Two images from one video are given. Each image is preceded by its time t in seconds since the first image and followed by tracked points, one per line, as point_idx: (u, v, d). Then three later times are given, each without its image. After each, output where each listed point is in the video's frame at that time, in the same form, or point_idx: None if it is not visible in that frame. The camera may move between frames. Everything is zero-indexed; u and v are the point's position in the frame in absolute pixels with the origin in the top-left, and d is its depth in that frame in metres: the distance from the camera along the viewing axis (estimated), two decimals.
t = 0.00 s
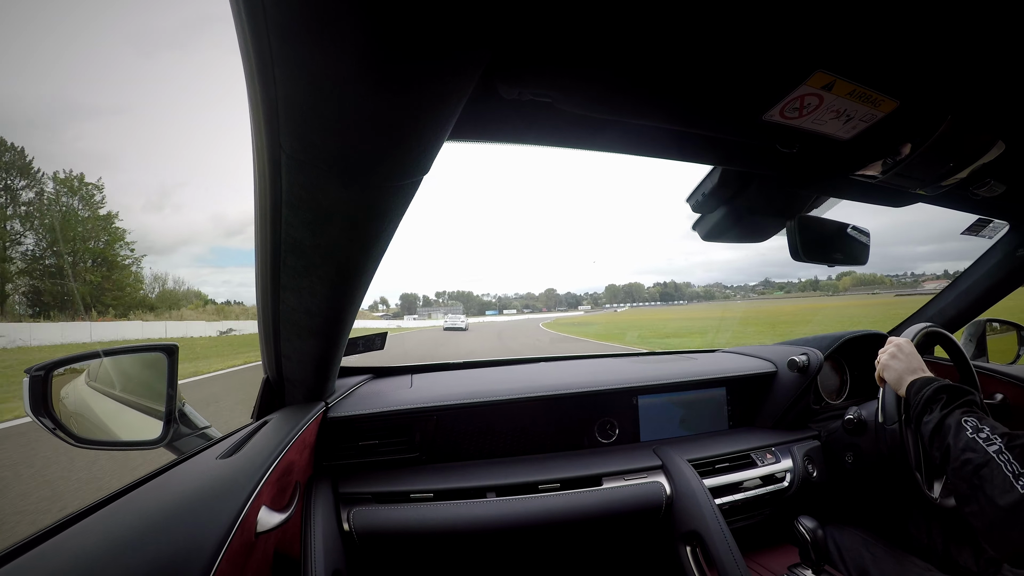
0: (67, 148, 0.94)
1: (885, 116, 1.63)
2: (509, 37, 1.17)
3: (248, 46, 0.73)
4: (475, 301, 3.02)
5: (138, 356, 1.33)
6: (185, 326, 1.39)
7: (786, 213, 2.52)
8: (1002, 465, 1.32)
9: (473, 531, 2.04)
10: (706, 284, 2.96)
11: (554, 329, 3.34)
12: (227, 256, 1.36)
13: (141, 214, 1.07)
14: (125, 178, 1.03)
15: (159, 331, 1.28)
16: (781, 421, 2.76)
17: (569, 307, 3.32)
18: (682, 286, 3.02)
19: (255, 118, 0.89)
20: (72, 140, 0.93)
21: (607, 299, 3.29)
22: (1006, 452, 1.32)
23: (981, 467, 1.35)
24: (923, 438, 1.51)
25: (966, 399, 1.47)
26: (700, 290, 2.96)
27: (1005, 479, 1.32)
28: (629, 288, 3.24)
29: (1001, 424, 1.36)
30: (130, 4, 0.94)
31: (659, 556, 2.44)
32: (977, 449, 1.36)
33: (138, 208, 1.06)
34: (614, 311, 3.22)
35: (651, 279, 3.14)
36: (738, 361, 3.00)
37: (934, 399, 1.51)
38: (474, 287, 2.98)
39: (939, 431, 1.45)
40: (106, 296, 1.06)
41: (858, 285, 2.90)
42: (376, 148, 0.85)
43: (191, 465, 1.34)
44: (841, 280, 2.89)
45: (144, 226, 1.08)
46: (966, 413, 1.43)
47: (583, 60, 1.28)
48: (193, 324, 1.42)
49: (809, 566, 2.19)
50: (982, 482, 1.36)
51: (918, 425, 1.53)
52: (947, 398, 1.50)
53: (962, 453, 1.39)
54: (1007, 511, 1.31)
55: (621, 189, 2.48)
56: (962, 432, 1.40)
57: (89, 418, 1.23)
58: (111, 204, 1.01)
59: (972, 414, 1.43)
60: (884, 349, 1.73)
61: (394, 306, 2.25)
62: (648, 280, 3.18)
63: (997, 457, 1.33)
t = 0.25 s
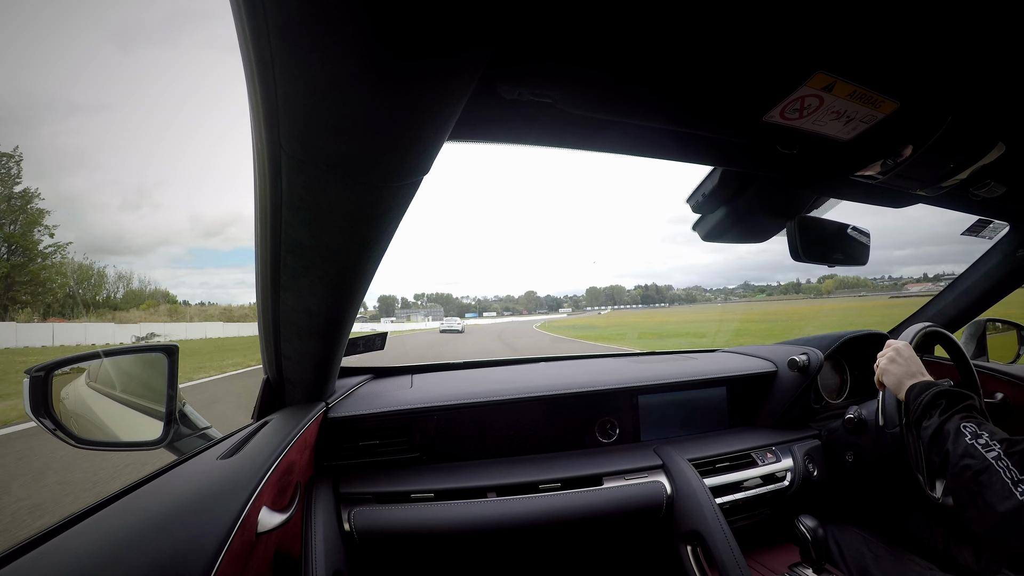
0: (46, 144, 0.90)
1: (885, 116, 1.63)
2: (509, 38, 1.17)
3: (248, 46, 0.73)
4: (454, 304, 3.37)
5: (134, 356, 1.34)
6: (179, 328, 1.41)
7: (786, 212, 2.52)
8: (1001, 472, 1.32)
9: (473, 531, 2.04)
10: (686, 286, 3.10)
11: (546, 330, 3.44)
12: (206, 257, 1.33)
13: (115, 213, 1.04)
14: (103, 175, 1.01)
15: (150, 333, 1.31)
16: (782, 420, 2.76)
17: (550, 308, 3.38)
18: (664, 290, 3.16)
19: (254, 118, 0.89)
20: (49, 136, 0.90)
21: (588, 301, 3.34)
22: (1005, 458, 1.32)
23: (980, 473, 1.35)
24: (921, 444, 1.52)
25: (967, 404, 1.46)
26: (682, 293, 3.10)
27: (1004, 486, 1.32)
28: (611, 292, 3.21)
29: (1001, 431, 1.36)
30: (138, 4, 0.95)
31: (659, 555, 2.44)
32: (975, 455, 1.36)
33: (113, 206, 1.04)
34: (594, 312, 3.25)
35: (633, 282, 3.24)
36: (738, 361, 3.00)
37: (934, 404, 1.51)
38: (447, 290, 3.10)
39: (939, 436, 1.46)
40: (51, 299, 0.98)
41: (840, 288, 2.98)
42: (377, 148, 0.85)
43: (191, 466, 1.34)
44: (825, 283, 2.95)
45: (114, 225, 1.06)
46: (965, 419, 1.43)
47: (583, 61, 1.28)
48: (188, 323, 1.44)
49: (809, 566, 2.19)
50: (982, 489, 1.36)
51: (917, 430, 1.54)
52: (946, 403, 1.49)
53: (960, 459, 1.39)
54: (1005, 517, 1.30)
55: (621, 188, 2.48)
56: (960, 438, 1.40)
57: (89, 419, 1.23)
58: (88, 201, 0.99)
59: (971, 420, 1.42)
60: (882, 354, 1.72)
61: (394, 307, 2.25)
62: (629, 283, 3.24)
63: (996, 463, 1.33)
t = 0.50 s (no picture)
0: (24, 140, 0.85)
1: (885, 116, 1.63)
2: (509, 37, 1.17)
3: (248, 46, 0.73)
4: (436, 304, 3.16)
5: (136, 355, 1.32)
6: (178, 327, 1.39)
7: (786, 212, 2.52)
8: (1002, 473, 1.32)
9: (473, 531, 2.04)
10: (668, 287, 3.05)
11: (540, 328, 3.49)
12: (185, 255, 1.25)
13: (94, 208, 1.01)
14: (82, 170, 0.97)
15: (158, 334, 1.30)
16: (781, 420, 2.76)
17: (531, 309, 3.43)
18: (646, 290, 3.15)
19: (254, 118, 0.89)
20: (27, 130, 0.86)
21: (570, 301, 3.41)
22: (1005, 460, 1.32)
23: (981, 474, 1.35)
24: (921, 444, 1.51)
25: (967, 405, 1.46)
26: (664, 293, 3.07)
27: (1004, 488, 1.32)
28: (593, 291, 3.28)
29: (1000, 432, 1.36)
30: (136, 5, 0.96)
31: (659, 555, 2.44)
32: (976, 457, 1.36)
33: (91, 201, 1.00)
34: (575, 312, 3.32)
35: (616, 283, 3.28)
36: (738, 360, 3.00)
37: (934, 405, 1.51)
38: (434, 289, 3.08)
39: (939, 437, 1.46)
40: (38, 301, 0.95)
41: (825, 290, 2.91)
42: (376, 148, 0.85)
43: (191, 465, 1.34)
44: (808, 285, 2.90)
45: (93, 220, 1.02)
46: (965, 420, 1.43)
47: (583, 61, 1.28)
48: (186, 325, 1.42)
49: (809, 566, 2.19)
50: (982, 490, 1.36)
51: (917, 431, 1.54)
52: (947, 404, 1.49)
53: (961, 461, 1.39)
54: (1006, 519, 1.30)
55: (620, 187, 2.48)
56: (960, 439, 1.40)
57: (90, 418, 1.23)
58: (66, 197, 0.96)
59: (971, 421, 1.42)
60: (881, 355, 1.72)
61: (394, 306, 2.25)
62: (611, 284, 3.28)
63: (996, 465, 1.33)
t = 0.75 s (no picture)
0: None
1: (885, 116, 1.63)
2: (509, 38, 1.17)
3: (248, 45, 0.73)
4: (414, 306, 2.78)
5: (137, 355, 1.33)
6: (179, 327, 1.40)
7: (786, 213, 2.52)
8: (1001, 481, 1.32)
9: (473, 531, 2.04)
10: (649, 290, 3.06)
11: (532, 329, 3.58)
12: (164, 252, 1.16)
13: (71, 203, 0.94)
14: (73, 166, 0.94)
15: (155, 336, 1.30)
16: (781, 421, 2.76)
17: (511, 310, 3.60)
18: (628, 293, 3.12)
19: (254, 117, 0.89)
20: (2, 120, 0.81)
21: (550, 303, 3.46)
22: (1004, 467, 1.32)
23: (980, 481, 1.35)
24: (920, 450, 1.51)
25: (966, 411, 1.47)
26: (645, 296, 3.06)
27: (1004, 494, 1.32)
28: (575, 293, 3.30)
29: (1000, 438, 1.36)
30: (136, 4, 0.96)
31: (659, 555, 2.44)
32: (975, 464, 1.36)
33: (68, 196, 0.93)
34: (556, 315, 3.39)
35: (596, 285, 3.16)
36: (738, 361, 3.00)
37: (933, 411, 1.50)
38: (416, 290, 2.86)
39: (938, 444, 1.45)
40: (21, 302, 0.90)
41: (810, 293, 2.93)
42: (376, 147, 0.85)
43: (191, 465, 1.34)
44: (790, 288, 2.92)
45: (71, 217, 0.94)
46: (964, 427, 1.43)
47: (583, 60, 1.28)
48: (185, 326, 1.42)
49: (809, 566, 2.19)
50: (982, 497, 1.36)
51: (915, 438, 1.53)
52: (945, 410, 1.49)
53: (960, 467, 1.38)
54: (1005, 526, 1.30)
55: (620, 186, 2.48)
56: (959, 446, 1.40)
57: (89, 418, 1.23)
58: (43, 191, 0.89)
59: (970, 427, 1.43)
60: (880, 359, 1.72)
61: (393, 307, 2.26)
62: (592, 286, 3.20)
63: (995, 472, 1.33)
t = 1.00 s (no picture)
0: None
1: (884, 116, 1.63)
2: (508, 38, 1.18)
3: (248, 46, 0.73)
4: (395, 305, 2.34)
5: (140, 356, 1.33)
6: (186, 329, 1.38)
7: (786, 212, 2.52)
8: (1001, 482, 1.32)
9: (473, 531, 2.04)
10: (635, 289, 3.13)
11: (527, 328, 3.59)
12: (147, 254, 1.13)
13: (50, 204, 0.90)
14: (68, 164, 0.94)
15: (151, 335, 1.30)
16: (782, 421, 2.75)
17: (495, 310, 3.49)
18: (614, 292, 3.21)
19: (253, 117, 0.89)
20: None
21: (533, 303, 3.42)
22: (1005, 469, 1.31)
23: (981, 483, 1.35)
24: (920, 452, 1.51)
25: (966, 412, 1.47)
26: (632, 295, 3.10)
27: (1004, 496, 1.31)
28: (558, 293, 3.35)
29: (1001, 440, 1.36)
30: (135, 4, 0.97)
31: (659, 555, 2.44)
32: (975, 465, 1.36)
33: (46, 196, 0.90)
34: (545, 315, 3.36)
35: (582, 284, 3.34)
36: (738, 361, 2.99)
37: (933, 412, 1.50)
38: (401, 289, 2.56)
39: (938, 445, 1.45)
40: (10, 307, 0.87)
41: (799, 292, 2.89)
42: (376, 147, 0.85)
43: (191, 465, 1.34)
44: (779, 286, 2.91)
45: (49, 217, 0.91)
46: (964, 428, 1.42)
47: (582, 60, 1.28)
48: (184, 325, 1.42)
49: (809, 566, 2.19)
50: (982, 499, 1.35)
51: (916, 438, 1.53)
52: (945, 411, 1.49)
53: (961, 469, 1.38)
54: (1005, 528, 1.29)
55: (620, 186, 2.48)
56: (960, 447, 1.40)
57: (91, 418, 1.24)
58: (18, 192, 0.86)
59: (970, 429, 1.43)
60: (880, 360, 1.72)
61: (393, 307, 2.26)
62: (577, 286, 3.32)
63: (995, 473, 1.33)
